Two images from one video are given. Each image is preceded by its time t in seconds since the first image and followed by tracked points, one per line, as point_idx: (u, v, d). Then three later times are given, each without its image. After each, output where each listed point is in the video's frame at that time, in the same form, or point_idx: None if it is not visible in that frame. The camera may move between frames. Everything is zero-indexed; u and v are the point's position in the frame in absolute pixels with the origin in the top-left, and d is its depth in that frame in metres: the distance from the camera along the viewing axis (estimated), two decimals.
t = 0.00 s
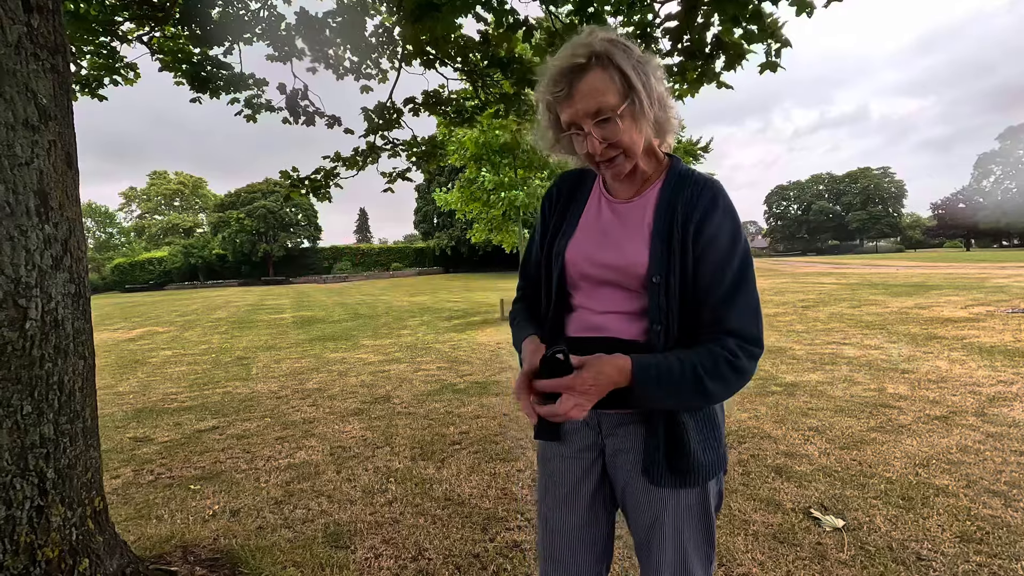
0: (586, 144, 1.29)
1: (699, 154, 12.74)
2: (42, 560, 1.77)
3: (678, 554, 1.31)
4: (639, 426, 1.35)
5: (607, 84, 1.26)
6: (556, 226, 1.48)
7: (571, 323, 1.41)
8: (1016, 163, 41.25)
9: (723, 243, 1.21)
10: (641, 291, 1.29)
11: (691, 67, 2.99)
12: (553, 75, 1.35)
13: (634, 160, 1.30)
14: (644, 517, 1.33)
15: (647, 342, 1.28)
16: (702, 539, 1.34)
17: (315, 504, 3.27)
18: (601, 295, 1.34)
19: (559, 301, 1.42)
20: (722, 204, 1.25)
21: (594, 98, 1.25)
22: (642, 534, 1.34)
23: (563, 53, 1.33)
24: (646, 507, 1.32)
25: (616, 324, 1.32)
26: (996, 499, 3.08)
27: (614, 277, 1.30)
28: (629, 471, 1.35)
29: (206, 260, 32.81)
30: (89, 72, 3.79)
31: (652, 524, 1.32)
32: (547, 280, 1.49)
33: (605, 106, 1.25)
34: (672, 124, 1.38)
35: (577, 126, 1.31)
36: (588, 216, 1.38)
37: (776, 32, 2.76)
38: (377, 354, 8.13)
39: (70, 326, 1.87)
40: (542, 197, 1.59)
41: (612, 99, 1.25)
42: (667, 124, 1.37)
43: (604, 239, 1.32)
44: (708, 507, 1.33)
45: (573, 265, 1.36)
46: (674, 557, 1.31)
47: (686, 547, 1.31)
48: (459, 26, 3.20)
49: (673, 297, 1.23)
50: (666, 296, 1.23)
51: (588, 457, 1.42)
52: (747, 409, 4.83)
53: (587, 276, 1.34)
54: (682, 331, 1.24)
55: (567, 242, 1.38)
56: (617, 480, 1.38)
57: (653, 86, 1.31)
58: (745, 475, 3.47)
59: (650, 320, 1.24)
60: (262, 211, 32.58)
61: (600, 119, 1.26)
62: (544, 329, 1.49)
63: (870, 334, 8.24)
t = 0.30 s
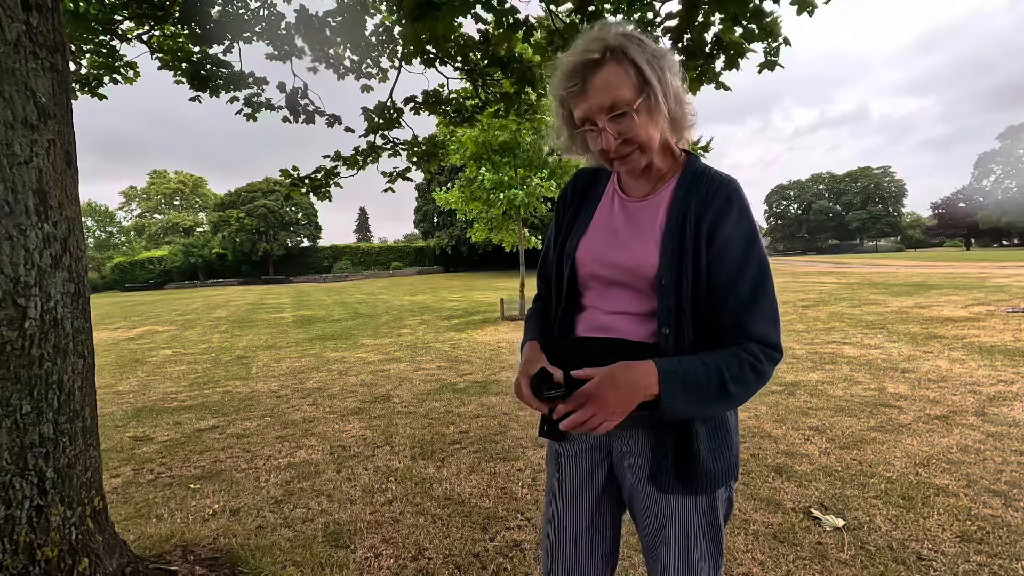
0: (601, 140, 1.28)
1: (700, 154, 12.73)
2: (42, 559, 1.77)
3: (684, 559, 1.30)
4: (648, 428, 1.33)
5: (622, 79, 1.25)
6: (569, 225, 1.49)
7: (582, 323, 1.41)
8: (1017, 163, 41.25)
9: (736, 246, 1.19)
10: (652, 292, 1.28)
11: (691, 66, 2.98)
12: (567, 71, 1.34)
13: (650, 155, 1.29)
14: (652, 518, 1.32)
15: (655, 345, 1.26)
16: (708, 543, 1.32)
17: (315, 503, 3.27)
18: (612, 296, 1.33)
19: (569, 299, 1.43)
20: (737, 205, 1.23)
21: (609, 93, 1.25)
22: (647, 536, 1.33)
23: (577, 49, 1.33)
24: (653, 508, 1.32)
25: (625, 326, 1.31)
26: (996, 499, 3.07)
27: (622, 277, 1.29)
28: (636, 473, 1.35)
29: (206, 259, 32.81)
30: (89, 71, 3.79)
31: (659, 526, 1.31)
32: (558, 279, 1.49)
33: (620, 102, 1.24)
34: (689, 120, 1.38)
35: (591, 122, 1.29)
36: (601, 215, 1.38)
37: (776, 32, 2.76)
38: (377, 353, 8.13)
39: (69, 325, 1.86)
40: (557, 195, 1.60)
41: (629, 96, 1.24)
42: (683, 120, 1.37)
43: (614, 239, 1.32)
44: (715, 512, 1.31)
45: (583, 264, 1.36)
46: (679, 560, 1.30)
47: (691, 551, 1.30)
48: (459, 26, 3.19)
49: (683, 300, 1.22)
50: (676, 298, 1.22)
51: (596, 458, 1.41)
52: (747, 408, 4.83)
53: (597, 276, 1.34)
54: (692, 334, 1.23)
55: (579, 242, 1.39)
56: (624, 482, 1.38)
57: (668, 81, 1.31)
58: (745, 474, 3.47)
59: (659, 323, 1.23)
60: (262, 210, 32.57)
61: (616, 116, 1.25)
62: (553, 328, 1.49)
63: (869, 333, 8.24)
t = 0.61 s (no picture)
0: (626, 88, 1.35)
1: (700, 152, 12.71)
2: (42, 558, 1.77)
3: (685, 562, 1.29)
4: (653, 429, 1.31)
5: (645, 38, 1.38)
6: (569, 225, 1.47)
7: (587, 322, 1.39)
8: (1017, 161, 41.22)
9: (747, 240, 1.19)
10: (660, 287, 1.26)
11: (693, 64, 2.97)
12: (585, 37, 1.45)
13: (667, 117, 1.37)
14: (654, 521, 1.31)
15: (664, 342, 1.25)
16: (711, 545, 1.31)
17: (315, 501, 3.27)
18: (619, 292, 1.31)
19: (573, 295, 1.41)
20: (748, 197, 1.22)
21: (634, 46, 1.36)
22: (649, 536, 1.33)
23: (595, 18, 1.46)
24: (655, 511, 1.31)
25: (633, 322, 1.29)
26: (997, 498, 3.07)
27: (631, 271, 1.28)
28: (638, 472, 1.34)
29: (206, 258, 32.80)
30: (89, 69, 3.78)
31: (661, 528, 1.31)
32: (560, 276, 1.48)
33: (646, 53, 1.36)
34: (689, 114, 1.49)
35: (610, 74, 1.38)
36: (605, 211, 1.36)
37: (777, 29, 2.75)
38: (376, 352, 8.13)
39: (69, 324, 1.85)
40: (555, 193, 1.59)
41: (651, 50, 1.37)
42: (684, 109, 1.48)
43: (621, 234, 1.30)
44: (718, 514, 1.30)
45: (589, 259, 1.35)
46: (680, 561, 1.29)
47: (693, 552, 1.29)
48: (459, 24, 3.18)
49: (695, 294, 1.21)
50: (687, 291, 1.21)
51: (599, 458, 1.41)
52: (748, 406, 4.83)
53: (604, 270, 1.32)
54: (705, 328, 1.21)
55: (584, 238, 1.37)
56: (627, 482, 1.37)
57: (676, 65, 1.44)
58: (746, 473, 3.47)
59: (670, 317, 1.22)
60: (262, 209, 32.54)
61: (641, 65, 1.36)
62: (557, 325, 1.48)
63: (870, 332, 8.23)
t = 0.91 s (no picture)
0: (610, 84, 1.37)
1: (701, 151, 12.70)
2: (40, 555, 1.77)
3: (677, 556, 1.29)
4: (641, 423, 1.30)
5: (630, 38, 1.40)
6: (548, 221, 1.46)
7: (569, 319, 1.38)
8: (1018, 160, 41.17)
9: (725, 233, 1.21)
10: (642, 281, 1.26)
11: (693, 61, 2.96)
12: (572, 32, 1.46)
13: (647, 116, 1.38)
14: (644, 519, 1.31)
15: (648, 336, 1.25)
16: (703, 534, 1.32)
17: (315, 499, 3.27)
18: (601, 287, 1.31)
19: (553, 292, 1.39)
20: (723, 193, 1.25)
21: (619, 44, 1.38)
22: (643, 532, 1.32)
23: (582, 14, 1.47)
24: (646, 509, 1.30)
25: (616, 317, 1.29)
26: (998, 497, 3.07)
27: (612, 265, 1.27)
28: (628, 469, 1.33)
29: (206, 256, 32.80)
30: (89, 66, 3.78)
31: (652, 523, 1.31)
32: (540, 273, 1.46)
33: (630, 51, 1.38)
34: (666, 117, 1.52)
35: (594, 70, 1.39)
36: (585, 207, 1.36)
37: (779, 27, 2.74)
38: (377, 350, 8.13)
39: (68, 321, 1.85)
40: (533, 192, 1.57)
41: (636, 49, 1.39)
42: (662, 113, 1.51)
43: (602, 228, 1.30)
44: (707, 503, 1.31)
45: (570, 255, 1.34)
46: (674, 555, 1.29)
47: (686, 545, 1.29)
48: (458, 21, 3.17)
49: (677, 287, 1.21)
50: (669, 284, 1.21)
51: (590, 457, 1.39)
52: (748, 405, 4.82)
53: (586, 265, 1.32)
54: (687, 320, 1.21)
55: (564, 234, 1.36)
56: (618, 479, 1.36)
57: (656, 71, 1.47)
58: (746, 472, 3.46)
59: (654, 310, 1.22)
60: (262, 207, 32.54)
61: (625, 62, 1.38)
62: (538, 323, 1.46)
63: (870, 331, 8.23)
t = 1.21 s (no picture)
0: (598, 85, 1.36)
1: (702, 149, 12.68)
2: (38, 553, 1.76)
3: (669, 548, 1.29)
4: (631, 417, 1.29)
5: (619, 41, 1.40)
6: (535, 217, 1.45)
7: (557, 315, 1.37)
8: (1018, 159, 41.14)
9: (711, 226, 1.21)
10: (629, 275, 1.26)
11: (694, 60, 2.94)
12: (563, 33, 1.45)
13: (634, 118, 1.38)
14: (635, 514, 1.31)
15: (638, 329, 1.24)
16: (695, 525, 1.32)
17: (314, 498, 3.26)
18: (589, 282, 1.30)
19: (540, 288, 1.38)
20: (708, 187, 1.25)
21: (608, 47, 1.38)
22: (635, 526, 1.31)
23: (573, 14, 1.46)
24: (637, 504, 1.30)
25: (604, 312, 1.28)
26: (999, 495, 3.06)
27: (600, 259, 1.26)
28: (620, 463, 1.31)
29: (206, 254, 32.77)
30: (88, 64, 3.76)
31: (645, 517, 1.30)
32: (527, 270, 1.45)
33: (618, 54, 1.37)
34: (651, 121, 1.52)
35: (584, 71, 1.38)
36: (573, 203, 1.35)
37: (781, 25, 2.72)
38: (376, 349, 8.11)
39: (65, 318, 1.84)
40: (519, 190, 1.56)
41: (624, 52, 1.39)
42: (647, 117, 1.51)
43: (590, 223, 1.30)
44: (698, 492, 1.31)
45: (558, 250, 1.33)
46: (668, 547, 1.29)
47: (678, 536, 1.29)
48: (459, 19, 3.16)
49: (665, 281, 1.21)
50: (658, 277, 1.21)
51: (582, 452, 1.38)
52: (748, 404, 4.81)
53: (574, 260, 1.31)
54: (676, 312, 1.21)
55: (552, 229, 1.35)
56: (611, 473, 1.35)
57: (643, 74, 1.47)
58: (746, 470, 3.46)
59: (642, 302, 1.21)
60: (262, 206, 32.52)
61: (613, 65, 1.37)
62: (525, 320, 1.45)
63: (871, 329, 8.22)
